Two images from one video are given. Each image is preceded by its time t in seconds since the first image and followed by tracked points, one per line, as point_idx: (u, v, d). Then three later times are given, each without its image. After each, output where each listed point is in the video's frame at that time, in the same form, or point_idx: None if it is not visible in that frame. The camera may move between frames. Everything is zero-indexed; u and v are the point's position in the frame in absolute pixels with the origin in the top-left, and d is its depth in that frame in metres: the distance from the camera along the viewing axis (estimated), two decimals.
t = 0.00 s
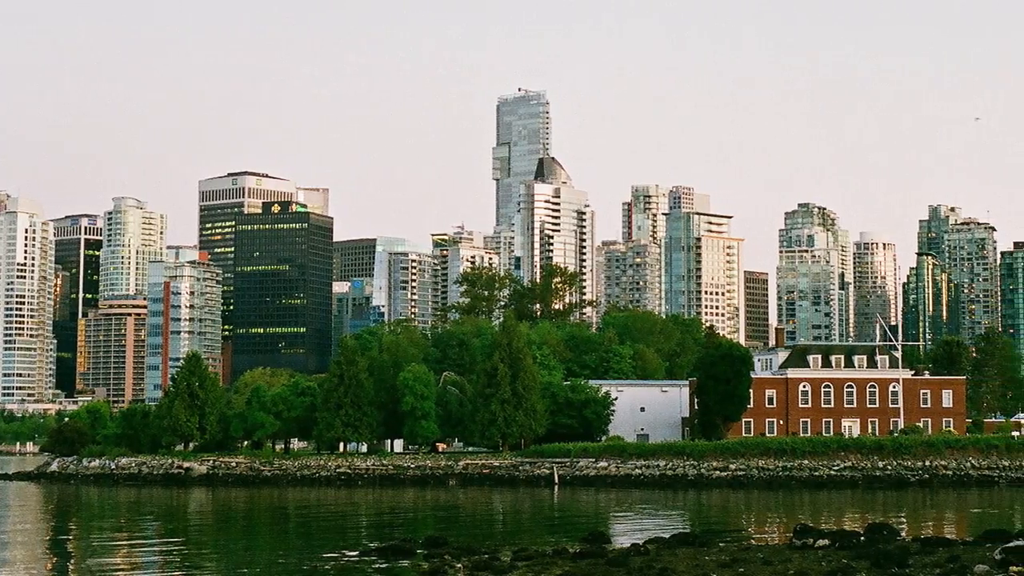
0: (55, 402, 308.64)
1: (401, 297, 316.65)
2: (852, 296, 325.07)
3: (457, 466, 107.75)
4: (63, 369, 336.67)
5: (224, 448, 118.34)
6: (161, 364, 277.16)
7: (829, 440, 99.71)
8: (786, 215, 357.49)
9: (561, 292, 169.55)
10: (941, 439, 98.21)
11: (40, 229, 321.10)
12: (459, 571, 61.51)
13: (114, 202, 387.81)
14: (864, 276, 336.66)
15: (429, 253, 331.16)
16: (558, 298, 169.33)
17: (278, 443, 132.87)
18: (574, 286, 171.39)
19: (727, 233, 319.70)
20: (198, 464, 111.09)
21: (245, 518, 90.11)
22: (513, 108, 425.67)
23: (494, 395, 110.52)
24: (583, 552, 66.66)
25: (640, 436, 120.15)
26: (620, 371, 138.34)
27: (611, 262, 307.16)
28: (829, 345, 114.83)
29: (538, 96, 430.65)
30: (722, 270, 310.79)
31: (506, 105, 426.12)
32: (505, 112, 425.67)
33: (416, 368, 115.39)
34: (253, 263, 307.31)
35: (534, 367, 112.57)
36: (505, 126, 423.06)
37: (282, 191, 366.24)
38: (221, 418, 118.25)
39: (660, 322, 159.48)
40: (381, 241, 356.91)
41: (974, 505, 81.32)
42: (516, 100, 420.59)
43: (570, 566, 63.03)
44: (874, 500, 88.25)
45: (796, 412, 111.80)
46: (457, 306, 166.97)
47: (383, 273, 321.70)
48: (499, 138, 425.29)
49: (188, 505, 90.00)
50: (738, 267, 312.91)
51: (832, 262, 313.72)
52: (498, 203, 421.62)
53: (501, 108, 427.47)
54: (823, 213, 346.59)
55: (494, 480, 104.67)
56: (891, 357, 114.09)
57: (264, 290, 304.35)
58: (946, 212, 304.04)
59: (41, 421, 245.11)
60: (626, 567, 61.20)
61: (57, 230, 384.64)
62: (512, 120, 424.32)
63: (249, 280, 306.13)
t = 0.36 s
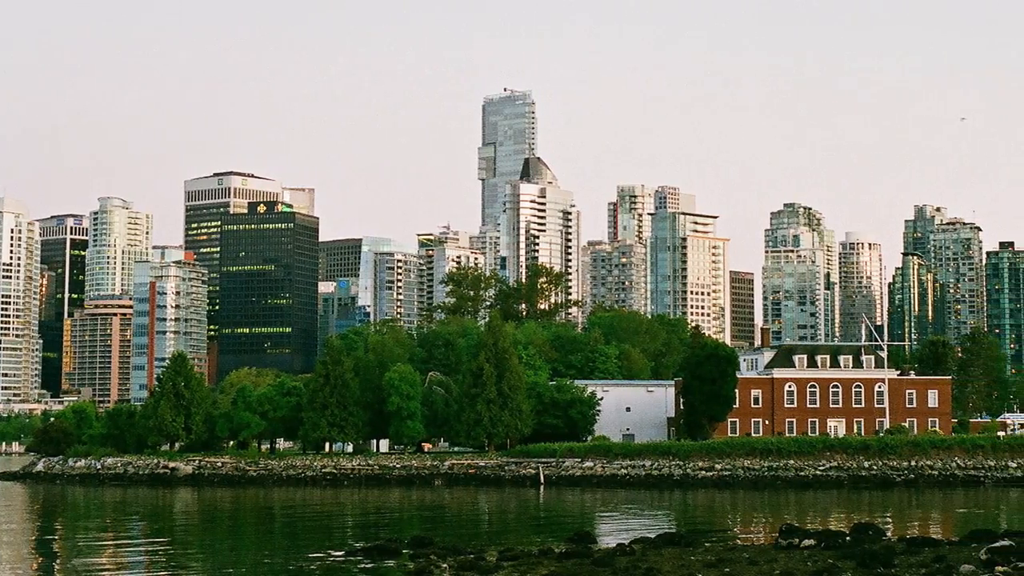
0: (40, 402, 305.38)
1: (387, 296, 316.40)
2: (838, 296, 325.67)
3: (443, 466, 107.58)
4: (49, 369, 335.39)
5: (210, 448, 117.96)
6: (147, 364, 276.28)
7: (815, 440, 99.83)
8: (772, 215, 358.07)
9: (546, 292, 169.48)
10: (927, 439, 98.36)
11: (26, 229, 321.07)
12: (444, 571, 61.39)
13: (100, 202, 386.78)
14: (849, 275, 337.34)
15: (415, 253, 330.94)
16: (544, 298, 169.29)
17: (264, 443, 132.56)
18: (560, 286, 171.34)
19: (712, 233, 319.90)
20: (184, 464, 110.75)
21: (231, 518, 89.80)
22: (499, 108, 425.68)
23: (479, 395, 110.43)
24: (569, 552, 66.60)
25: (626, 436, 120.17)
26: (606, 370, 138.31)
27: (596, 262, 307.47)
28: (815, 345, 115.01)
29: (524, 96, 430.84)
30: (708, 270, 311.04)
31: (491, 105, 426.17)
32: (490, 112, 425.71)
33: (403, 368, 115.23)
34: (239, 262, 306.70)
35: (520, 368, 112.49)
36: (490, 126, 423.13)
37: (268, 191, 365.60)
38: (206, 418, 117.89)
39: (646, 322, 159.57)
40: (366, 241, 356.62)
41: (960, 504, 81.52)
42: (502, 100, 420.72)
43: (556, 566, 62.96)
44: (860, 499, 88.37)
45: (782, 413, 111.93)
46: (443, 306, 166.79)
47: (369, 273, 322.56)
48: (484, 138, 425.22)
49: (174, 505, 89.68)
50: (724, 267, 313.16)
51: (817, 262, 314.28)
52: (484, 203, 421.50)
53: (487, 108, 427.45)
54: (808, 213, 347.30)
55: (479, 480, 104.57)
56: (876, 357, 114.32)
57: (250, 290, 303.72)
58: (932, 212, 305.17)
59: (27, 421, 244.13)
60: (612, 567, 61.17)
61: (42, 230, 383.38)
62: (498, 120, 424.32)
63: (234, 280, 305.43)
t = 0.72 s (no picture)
0: (24, 402, 304.66)
1: (370, 297, 316.12)
2: (821, 296, 326.39)
3: (427, 467, 107.47)
4: (32, 369, 334.23)
5: (194, 448, 117.64)
6: (130, 364, 275.42)
7: (799, 441, 99.98)
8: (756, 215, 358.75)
9: (530, 292, 169.42)
10: (910, 439, 98.52)
11: (10, 230, 321.17)
12: (428, 571, 61.28)
13: (84, 202, 385.89)
14: (833, 276, 338.13)
15: (399, 253, 330.76)
16: (528, 298, 169.19)
17: (248, 443, 132.22)
18: (543, 286, 171.26)
19: (696, 233, 320.20)
20: (168, 464, 110.35)
21: (215, 518, 89.54)
22: (482, 108, 425.86)
23: (463, 395, 110.38)
24: (552, 552, 66.57)
25: (609, 436, 120.22)
26: (590, 371, 138.31)
27: (580, 262, 307.66)
28: (799, 345, 115.18)
29: (508, 96, 430.99)
30: (691, 270, 311.48)
31: (475, 105, 426.32)
32: (474, 112, 425.90)
33: (386, 368, 115.08)
34: (223, 262, 306.13)
35: (503, 368, 112.37)
36: (474, 126, 423.28)
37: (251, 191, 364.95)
38: (190, 418, 117.50)
39: (630, 322, 159.76)
40: (351, 241, 356.10)
41: (944, 504, 81.71)
42: (486, 100, 420.92)
43: (540, 566, 62.89)
44: (844, 499, 88.54)
45: (765, 413, 112.06)
46: (427, 306, 166.62)
47: (352, 273, 321.60)
48: (469, 138, 425.11)
49: (158, 505, 89.36)
50: (708, 267, 313.46)
51: (801, 262, 314.88)
52: (468, 203, 421.31)
53: (471, 108, 427.48)
54: (792, 213, 348.04)
55: (463, 480, 104.47)
56: (860, 357, 114.57)
57: (233, 290, 303.11)
58: (915, 212, 306.21)
59: (10, 421, 243.28)
60: (596, 567, 61.14)
61: (26, 230, 382.24)
62: (482, 120, 424.44)
63: (218, 280, 304.70)
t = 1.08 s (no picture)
0: (6, 402, 303.35)
1: (353, 297, 315.79)
2: (804, 296, 327.06)
3: (410, 466, 107.39)
4: (14, 370, 332.73)
5: (176, 448, 117.41)
6: (113, 364, 274.31)
7: (782, 441, 100.16)
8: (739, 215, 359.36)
9: (513, 292, 169.31)
10: (893, 439, 98.75)
11: None
12: (411, 571, 61.18)
13: (66, 202, 384.65)
14: (816, 276, 338.90)
15: (381, 253, 330.39)
16: (510, 298, 169.06)
17: (230, 443, 131.93)
18: (526, 286, 171.22)
19: (679, 233, 320.52)
20: (151, 464, 110.01)
21: (198, 518, 89.31)
22: (465, 108, 425.93)
23: (446, 395, 110.23)
24: (535, 552, 66.52)
25: (592, 436, 120.29)
26: (573, 371, 138.42)
27: (563, 262, 307.69)
28: (781, 345, 115.38)
29: (491, 96, 431.07)
30: (674, 270, 311.75)
31: (457, 105, 426.38)
32: (456, 112, 425.97)
33: (369, 368, 114.82)
34: (206, 263, 305.36)
35: (486, 368, 112.29)
36: (457, 126, 423.26)
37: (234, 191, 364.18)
38: (173, 418, 117.14)
39: (612, 322, 159.95)
40: (333, 241, 355.57)
41: (926, 504, 81.89)
42: (469, 100, 421.13)
43: (523, 566, 62.85)
44: (827, 499, 88.69)
45: (748, 413, 112.30)
46: (410, 306, 166.46)
47: (336, 273, 323.03)
48: (451, 138, 424.94)
49: (141, 505, 89.10)
50: (691, 267, 313.79)
51: (784, 262, 315.55)
52: (451, 203, 421.15)
53: (454, 108, 427.49)
54: (775, 213, 348.72)
55: (446, 480, 104.33)
56: (843, 357, 114.82)
57: (216, 290, 302.32)
58: (898, 212, 307.18)
59: None
60: (579, 567, 61.09)
61: (8, 230, 380.65)
62: (464, 120, 424.38)
63: (200, 280, 303.85)
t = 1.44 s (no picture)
0: None
1: (335, 296, 315.40)
2: (786, 296, 327.74)
3: (391, 466, 107.29)
4: None
5: (157, 448, 117.04)
6: (96, 364, 271.91)
7: (763, 441, 100.34)
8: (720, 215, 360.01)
9: (494, 292, 169.26)
10: (874, 439, 98.97)
11: None
12: (392, 571, 61.10)
13: (48, 203, 383.85)
14: (797, 275, 339.78)
15: (363, 253, 330.03)
16: (492, 298, 169.01)
17: (212, 443, 131.52)
18: (507, 286, 171.18)
19: (660, 233, 320.87)
20: (132, 464, 109.61)
21: (179, 518, 88.95)
22: (447, 108, 425.89)
23: (428, 395, 110.12)
24: (516, 552, 66.48)
25: (573, 436, 120.31)
26: (554, 371, 138.50)
27: (545, 262, 307.84)
28: (763, 345, 115.59)
29: (472, 96, 431.15)
30: (656, 270, 312.06)
31: (439, 105, 426.44)
32: (438, 112, 425.96)
33: (350, 368, 114.59)
34: (187, 263, 304.54)
35: (468, 368, 112.25)
36: (439, 126, 423.23)
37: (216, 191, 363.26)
38: (155, 418, 116.77)
39: (594, 322, 160.02)
40: (315, 241, 354.88)
41: (907, 505, 82.14)
42: (450, 100, 421.24)
43: (504, 566, 62.81)
44: (808, 499, 88.89)
45: (729, 413, 112.55)
46: (391, 306, 166.18)
47: (318, 273, 321.50)
48: (432, 138, 424.67)
49: (122, 505, 88.68)
50: (672, 267, 314.09)
51: (765, 262, 316.22)
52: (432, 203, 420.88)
53: (435, 108, 427.50)
54: (756, 213, 349.53)
55: (427, 480, 104.26)
56: (824, 357, 115.10)
57: (198, 290, 301.50)
58: (880, 212, 308.28)
59: None
60: (560, 567, 61.08)
61: None
62: (446, 120, 424.37)
63: (181, 279, 302.85)
